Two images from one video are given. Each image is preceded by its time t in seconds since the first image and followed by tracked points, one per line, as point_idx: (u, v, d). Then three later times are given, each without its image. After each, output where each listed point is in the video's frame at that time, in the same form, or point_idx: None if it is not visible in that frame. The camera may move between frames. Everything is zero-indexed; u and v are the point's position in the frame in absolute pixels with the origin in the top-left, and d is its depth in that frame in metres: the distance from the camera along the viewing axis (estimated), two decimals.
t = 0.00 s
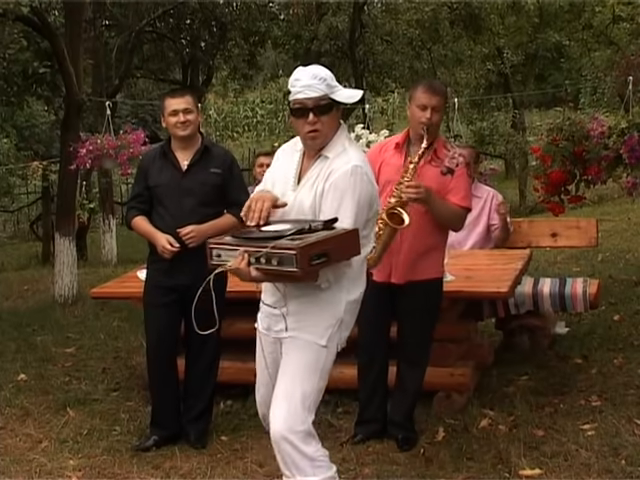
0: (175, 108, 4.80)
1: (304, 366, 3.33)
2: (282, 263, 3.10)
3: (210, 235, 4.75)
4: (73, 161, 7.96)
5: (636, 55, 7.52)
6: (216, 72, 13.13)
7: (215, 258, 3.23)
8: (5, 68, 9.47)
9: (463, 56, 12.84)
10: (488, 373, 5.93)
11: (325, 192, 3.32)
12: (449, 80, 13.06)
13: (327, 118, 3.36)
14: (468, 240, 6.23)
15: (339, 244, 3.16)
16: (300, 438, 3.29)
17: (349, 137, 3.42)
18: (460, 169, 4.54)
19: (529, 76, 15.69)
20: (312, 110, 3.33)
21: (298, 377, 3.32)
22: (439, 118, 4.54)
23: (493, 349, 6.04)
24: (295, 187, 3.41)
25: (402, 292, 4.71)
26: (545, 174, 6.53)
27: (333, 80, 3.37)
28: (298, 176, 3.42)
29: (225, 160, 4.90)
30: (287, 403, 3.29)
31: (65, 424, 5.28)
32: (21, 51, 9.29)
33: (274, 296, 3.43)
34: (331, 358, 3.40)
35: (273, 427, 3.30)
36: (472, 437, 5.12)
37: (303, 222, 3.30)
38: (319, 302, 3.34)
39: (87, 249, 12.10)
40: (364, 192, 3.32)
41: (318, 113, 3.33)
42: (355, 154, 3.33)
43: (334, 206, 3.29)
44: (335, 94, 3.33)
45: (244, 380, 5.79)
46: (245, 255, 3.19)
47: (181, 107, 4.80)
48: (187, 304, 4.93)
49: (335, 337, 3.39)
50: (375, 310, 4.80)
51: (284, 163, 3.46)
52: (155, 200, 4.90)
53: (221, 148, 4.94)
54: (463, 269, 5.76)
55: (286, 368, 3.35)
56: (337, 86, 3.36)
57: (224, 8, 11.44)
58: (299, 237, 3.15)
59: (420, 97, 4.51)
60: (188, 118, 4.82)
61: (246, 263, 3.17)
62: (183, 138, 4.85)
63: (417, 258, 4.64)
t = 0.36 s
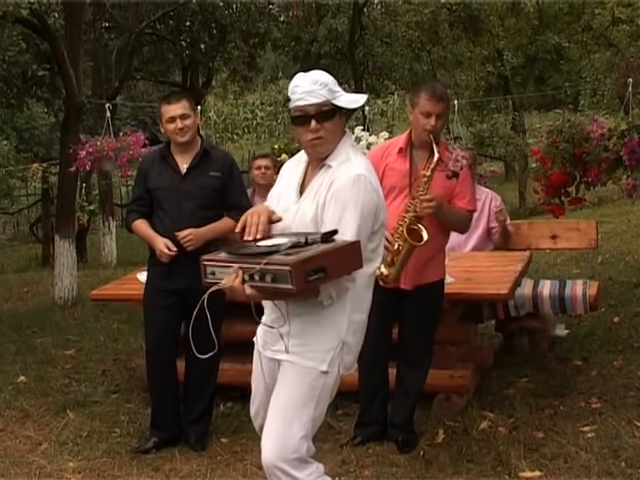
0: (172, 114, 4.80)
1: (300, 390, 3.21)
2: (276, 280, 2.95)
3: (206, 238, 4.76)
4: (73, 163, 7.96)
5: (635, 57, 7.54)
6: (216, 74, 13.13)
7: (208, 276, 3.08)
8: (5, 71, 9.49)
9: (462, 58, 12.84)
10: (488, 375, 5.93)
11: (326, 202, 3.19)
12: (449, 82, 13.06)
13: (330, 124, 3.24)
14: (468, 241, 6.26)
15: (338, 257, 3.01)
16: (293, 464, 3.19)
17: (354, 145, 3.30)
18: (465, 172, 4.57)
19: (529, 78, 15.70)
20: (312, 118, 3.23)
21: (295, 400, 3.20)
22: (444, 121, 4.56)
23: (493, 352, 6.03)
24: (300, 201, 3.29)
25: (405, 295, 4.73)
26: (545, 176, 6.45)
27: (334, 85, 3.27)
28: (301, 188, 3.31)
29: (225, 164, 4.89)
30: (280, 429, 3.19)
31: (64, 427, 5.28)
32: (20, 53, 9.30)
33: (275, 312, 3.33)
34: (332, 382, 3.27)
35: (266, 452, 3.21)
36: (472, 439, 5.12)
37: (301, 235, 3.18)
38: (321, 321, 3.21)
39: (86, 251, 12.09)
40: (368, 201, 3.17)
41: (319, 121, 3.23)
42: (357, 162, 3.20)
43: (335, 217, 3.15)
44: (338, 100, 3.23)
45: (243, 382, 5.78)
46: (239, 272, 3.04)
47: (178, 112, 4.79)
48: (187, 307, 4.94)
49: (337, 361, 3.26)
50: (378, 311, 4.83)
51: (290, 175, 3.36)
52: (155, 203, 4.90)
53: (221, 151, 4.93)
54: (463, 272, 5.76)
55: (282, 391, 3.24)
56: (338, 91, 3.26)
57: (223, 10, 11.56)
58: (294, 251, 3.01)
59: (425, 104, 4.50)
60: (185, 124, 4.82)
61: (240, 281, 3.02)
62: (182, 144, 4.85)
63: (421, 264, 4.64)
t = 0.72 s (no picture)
0: (176, 115, 4.81)
1: (299, 394, 3.20)
2: (278, 292, 2.94)
3: (207, 241, 4.75)
4: (73, 165, 7.97)
5: (636, 59, 7.54)
6: (215, 76, 13.15)
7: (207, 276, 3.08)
8: (4, 72, 9.49)
9: (462, 60, 12.85)
10: (488, 377, 5.92)
11: (333, 206, 3.16)
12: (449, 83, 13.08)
13: (345, 123, 3.21)
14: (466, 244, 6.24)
15: (341, 270, 3.00)
16: (296, 465, 3.23)
17: (362, 145, 3.26)
18: (460, 176, 4.52)
19: (529, 79, 15.71)
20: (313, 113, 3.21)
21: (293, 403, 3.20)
22: (440, 124, 4.55)
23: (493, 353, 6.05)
24: (302, 197, 3.23)
25: (401, 298, 4.69)
26: (545, 177, 6.41)
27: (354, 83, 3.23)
28: (303, 183, 3.24)
29: (226, 166, 4.90)
30: (282, 433, 3.20)
31: (64, 429, 5.27)
32: (19, 54, 9.30)
33: (267, 314, 3.28)
34: (329, 380, 3.28)
35: (268, 454, 3.24)
36: (472, 441, 5.11)
37: (302, 235, 3.14)
38: (317, 324, 3.19)
39: (86, 253, 12.10)
40: (376, 209, 3.15)
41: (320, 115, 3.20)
42: (367, 167, 3.16)
43: (341, 223, 3.13)
44: (357, 97, 3.19)
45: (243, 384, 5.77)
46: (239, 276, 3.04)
47: (184, 113, 4.81)
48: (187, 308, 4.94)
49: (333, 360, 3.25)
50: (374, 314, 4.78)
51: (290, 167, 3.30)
52: (155, 203, 4.90)
53: (222, 153, 4.94)
54: (463, 274, 5.76)
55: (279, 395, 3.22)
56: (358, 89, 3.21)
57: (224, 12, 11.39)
58: (297, 261, 2.97)
59: (419, 103, 4.53)
60: (190, 125, 4.83)
61: (240, 287, 3.02)
62: (185, 145, 4.86)
63: (414, 266, 4.61)
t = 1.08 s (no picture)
0: (185, 115, 4.62)
1: (273, 410, 3.05)
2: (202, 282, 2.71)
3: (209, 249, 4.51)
4: (66, 166, 7.82)
5: None
6: (213, 74, 12.99)
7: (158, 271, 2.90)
8: None
9: (465, 58, 12.64)
10: (492, 383, 5.77)
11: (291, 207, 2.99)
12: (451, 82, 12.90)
13: (293, 123, 3.03)
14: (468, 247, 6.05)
15: (277, 265, 2.78)
16: None
17: (329, 142, 3.08)
18: (450, 173, 4.37)
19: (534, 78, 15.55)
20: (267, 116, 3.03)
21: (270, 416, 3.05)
22: (426, 120, 4.45)
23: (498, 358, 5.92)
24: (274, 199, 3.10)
25: (395, 301, 4.52)
26: (550, 179, 6.26)
27: (296, 77, 3.02)
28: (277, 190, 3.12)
29: (227, 170, 4.78)
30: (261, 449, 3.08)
31: (56, 437, 5.12)
32: (12, 54, 9.15)
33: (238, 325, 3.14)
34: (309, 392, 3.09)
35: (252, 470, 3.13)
36: (476, 450, 4.96)
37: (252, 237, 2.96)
38: (286, 333, 3.01)
39: (79, 256, 11.94)
40: (335, 209, 2.95)
41: (274, 119, 3.03)
42: (327, 165, 2.98)
43: (298, 221, 2.95)
44: (292, 96, 2.98)
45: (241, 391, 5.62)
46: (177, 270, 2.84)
47: (193, 115, 4.62)
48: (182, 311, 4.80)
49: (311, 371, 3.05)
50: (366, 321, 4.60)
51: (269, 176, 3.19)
52: (153, 204, 4.75)
53: (222, 157, 4.81)
54: (466, 277, 5.62)
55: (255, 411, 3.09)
56: (297, 84, 3.00)
57: (220, 8, 11.32)
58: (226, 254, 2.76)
59: (406, 99, 4.47)
60: (197, 127, 4.66)
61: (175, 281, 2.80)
62: (188, 146, 4.70)
63: (405, 264, 4.44)
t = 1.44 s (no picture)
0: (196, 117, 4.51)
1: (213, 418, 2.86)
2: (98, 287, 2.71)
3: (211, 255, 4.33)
4: (58, 167, 7.68)
5: None
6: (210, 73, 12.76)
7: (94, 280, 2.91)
8: None
9: (469, 56, 12.23)
10: (496, 390, 5.62)
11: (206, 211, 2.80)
12: (454, 80, 12.67)
13: (194, 124, 2.82)
14: (475, 250, 5.90)
15: (169, 264, 2.68)
16: None
17: (246, 142, 2.84)
18: (437, 168, 4.30)
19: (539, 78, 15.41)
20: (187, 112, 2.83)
21: (217, 426, 2.87)
22: (407, 117, 4.31)
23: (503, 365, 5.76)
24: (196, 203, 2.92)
25: (388, 306, 4.37)
26: (556, 180, 6.10)
27: (192, 84, 2.82)
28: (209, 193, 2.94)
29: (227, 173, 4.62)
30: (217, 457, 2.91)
31: (48, 446, 4.97)
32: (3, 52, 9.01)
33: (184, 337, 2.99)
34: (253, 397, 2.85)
35: None
36: (480, 459, 4.82)
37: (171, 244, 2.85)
38: (211, 338, 2.83)
39: (73, 259, 11.78)
40: (240, 209, 2.73)
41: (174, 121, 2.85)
42: (235, 164, 2.77)
43: (206, 226, 2.75)
44: (183, 104, 2.80)
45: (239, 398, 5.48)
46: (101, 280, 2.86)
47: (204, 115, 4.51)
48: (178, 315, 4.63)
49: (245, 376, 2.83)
50: (353, 329, 4.45)
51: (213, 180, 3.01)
52: (148, 204, 4.60)
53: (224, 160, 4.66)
54: (469, 281, 5.47)
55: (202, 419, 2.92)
56: (186, 89, 2.81)
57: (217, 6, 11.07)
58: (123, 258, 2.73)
59: (384, 97, 4.31)
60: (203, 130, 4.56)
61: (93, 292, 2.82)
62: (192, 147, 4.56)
63: (399, 265, 4.29)
